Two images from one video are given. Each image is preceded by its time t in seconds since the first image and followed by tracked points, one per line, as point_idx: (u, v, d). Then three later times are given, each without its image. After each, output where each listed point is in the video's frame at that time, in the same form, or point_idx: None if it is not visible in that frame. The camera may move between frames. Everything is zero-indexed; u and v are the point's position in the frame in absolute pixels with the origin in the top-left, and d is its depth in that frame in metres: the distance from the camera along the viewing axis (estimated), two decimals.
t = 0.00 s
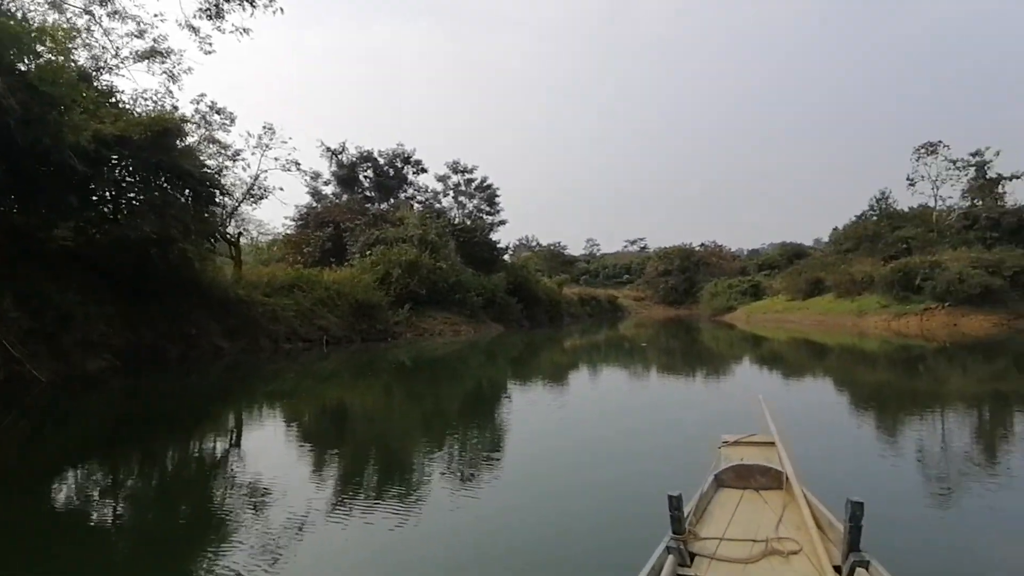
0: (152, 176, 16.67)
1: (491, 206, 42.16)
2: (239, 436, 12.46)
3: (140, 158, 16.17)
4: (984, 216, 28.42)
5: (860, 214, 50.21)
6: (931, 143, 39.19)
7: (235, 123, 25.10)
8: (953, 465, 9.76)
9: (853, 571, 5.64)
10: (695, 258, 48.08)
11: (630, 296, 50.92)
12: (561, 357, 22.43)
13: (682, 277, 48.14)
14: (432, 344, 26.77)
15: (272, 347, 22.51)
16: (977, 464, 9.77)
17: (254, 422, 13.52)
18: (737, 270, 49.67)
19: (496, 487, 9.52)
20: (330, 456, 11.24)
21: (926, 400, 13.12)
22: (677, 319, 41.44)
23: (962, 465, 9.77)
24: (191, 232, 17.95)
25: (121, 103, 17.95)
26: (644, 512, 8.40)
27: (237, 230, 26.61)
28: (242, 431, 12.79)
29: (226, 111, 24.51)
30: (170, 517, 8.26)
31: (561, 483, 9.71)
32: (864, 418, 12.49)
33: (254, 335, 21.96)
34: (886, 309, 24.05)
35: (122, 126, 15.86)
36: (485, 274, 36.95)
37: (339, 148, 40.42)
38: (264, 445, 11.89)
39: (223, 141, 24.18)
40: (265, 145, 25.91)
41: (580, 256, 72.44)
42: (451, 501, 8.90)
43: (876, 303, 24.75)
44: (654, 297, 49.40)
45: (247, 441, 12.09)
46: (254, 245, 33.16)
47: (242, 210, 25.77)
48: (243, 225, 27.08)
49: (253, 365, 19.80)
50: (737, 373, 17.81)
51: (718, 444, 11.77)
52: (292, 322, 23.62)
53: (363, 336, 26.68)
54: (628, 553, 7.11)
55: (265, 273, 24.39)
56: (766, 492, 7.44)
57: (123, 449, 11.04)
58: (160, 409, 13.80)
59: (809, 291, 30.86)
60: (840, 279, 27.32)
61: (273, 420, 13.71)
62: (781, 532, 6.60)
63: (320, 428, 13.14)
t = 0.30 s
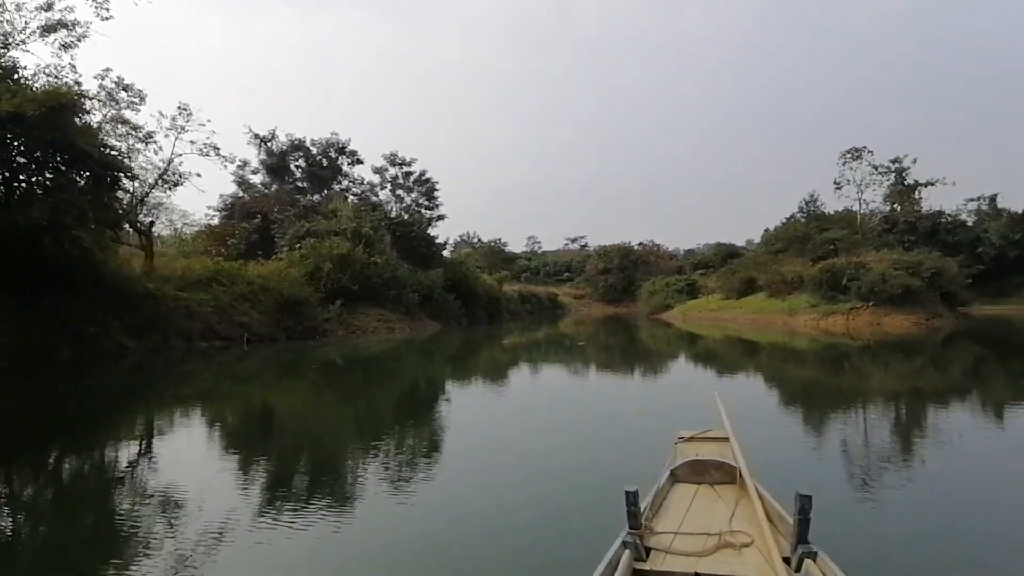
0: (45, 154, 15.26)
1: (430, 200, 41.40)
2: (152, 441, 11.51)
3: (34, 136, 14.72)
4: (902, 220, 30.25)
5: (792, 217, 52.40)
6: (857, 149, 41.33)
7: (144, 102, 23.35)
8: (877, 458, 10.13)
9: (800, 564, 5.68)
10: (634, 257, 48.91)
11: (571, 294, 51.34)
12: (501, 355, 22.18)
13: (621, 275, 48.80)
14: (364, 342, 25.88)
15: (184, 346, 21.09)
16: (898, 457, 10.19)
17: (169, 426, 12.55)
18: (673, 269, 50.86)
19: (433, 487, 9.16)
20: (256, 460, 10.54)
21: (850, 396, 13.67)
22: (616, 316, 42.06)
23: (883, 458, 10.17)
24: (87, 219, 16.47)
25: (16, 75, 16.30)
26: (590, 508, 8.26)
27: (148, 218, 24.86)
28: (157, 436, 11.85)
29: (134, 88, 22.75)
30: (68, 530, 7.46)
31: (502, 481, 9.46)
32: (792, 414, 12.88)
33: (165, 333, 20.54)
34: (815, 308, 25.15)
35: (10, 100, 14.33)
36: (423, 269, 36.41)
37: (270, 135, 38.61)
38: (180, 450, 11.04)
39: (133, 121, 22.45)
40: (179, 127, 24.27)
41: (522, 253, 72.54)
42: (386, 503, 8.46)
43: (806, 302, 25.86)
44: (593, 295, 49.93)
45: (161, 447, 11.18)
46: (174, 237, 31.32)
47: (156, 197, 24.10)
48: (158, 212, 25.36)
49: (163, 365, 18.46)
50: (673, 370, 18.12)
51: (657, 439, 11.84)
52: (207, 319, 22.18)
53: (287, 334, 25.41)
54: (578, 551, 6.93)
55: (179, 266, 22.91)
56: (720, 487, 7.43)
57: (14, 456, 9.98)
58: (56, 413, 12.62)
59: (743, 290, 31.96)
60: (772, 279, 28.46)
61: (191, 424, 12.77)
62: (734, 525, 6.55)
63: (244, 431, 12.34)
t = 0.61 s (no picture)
0: None
1: (397, 196, 40.79)
2: (98, 449, 10.85)
3: None
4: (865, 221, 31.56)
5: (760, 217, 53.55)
6: (822, 151, 42.58)
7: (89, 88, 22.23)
8: (843, 454, 10.22)
9: (783, 559, 5.58)
10: (605, 256, 49.04)
11: (541, 293, 51.36)
12: (471, 354, 21.89)
13: (591, 274, 48.88)
14: (326, 342, 25.18)
15: (126, 348, 19.82)
16: (862, 453, 10.31)
17: (118, 433, 11.85)
18: (643, 268, 51.24)
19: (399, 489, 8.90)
20: (213, 464, 10.07)
21: (815, 394, 13.85)
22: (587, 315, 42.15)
23: (846, 454, 10.28)
24: (23, 211, 15.55)
25: None
26: (568, 506, 8.12)
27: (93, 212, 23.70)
28: (104, 444, 11.17)
29: (77, 74, 21.63)
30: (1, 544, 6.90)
31: (472, 481, 9.27)
32: (757, 412, 13.00)
33: (104, 333, 19.33)
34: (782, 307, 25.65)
35: None
36: (390, 268, 35.83)
37: (229, 127, 37.36)
38: (129, 457, 10.42)
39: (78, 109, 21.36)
40: (126, 115, 23.20)
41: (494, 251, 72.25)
42: (349, 505, 8.16)
43: (774, 301, 26.37)
44: (564, 294, 49.97)
45: (108, 455, 10.54)
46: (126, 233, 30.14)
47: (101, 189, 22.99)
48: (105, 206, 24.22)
49: (104, 367, 17.53)
50: (642, 369, 18.17)
51: (629, 436, 11.80)
52: (154, 318, 20.94)
53: (242, 334, 24.39)
54: (559, 550, 6.79)
55: (127, 262, 21.88)
56: (706, 484, 7.34)
57: None
58: None
59: (712, 290, 32.47)
60: (740, 278, 28.98)
61: (143, 430, 12.10)
62: (718, 521, 6.42)
63: (201, 436, 11.76)
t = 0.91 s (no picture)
0: None
1: (360, 191, 40.01)
2: (38, 456, 10.16)
3: None
4: (825, 222, 32.95)
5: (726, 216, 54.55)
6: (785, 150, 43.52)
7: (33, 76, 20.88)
8: (807, 450, 10.32)
9: (765, 554, 5.44)
10: (572, 254, 48.96)
11: (508, 291, 51.24)
12: (437, 354, 21.56)
13: (559, 272, 48.75)
14: (282, 342, 24.37)
15: (59, 350, 18.96)
16: (825, 448, 10.47)
17: (62, 439, 11.16)
18: (610, 266, 51.49)
19: (364, 491, 8.57)
20: (165, 471, 9.50)
21: (778, 391, 14.04)
22: (554, 314, 42.15)
23: (810, 449, 10.38)
24: None
25: None
26: (545, 504, 7.94)
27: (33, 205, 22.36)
28: (44, 451, 10.46)
29: (21, 61, 20.32)
30: None
31: (441, 481, 9.03)
32: (721, 408, 13.09)
33: (36, 334, 18.34)
34: (747, 305, 26.28)
35: None
36: (352, 265, 35.10)
37: (181, 118, 35.88)
38: (71, 464, 9.79)
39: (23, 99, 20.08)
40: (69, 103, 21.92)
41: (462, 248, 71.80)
42: (312, 509, 7.79)
43: (738, 299, 26.95)
44: (531, 292, 49.88)
45: (48, 462, 9.88)
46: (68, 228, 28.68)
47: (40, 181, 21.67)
48: (45, 198, 22.91)
49: (38, 372, 16.53)
50: (609, 367, 18.25)
51: (599, 433, 11.71)
52: (90, 318, 19.79)
53: (189, 334, 23.47)
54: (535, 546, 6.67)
55: (64, 257, 20.58)
56: (689, 481, 7.31)
57: None
58: None
59: (678, 288, 33.00)
60: (705, 276, 29.61)
61: (89, 435, 11.42)
62: (701, 517, 6.34)
63: (152, 440, 11.17)
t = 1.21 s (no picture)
0: None
1: (323, 190, 39.11)
2: None
3: None
4: (789, 224, 33.94)
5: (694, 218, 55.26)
6: (751, 152, 44.27)
7: None
8: (772, 449, 10.29)
9: (748, 554, 5.30)
10: (541, 256, 48.73)
11: (476, 293, 50.94)
12: (404, 356, 21.14)
13: (527, 274, 48.41)
14: (236, 346, 23.49)
15: None
16: (790, 445, 10.58)
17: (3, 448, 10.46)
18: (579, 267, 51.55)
19: (325, 498, 8.26)
20: (116, 479, 8.99)
21: (745, 389, 14.06)
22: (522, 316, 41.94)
23: (774, 449, 10.34)
24: None
25: None
26: (522, 505, 7.82)
27: None
28: None
29: None
30: None
31: (410, 485, 8.81)
32: (687, 405, 12.99)
33: None
34: (715, 306, 26.79)
35: None
36: (314, 266, 34.28)
37: (133, 111, 34.31)
38: (11, 475, 9.16)
39: None
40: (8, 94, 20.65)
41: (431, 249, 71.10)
42: (269, 519, 7.45)
43: (706, 301, 27.46)
44: (499, 293, 49.60)
45: None
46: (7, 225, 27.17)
47: None
48: None
49: None
50: (578, 368, 18.22)
51: (570, 432, 11.64)
52: (26, 322, 18.36)
53: (132, 338, 22.37)
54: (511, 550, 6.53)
55: None
56: (673, 481, 7.23)
57: None
58: None
59: (646, 289, 33.36)
60: (673, 278, 30.08)
61: (34, 444, 10.74)
62: (685, 518, 6.21)
63: (102, 447, 10.57)
